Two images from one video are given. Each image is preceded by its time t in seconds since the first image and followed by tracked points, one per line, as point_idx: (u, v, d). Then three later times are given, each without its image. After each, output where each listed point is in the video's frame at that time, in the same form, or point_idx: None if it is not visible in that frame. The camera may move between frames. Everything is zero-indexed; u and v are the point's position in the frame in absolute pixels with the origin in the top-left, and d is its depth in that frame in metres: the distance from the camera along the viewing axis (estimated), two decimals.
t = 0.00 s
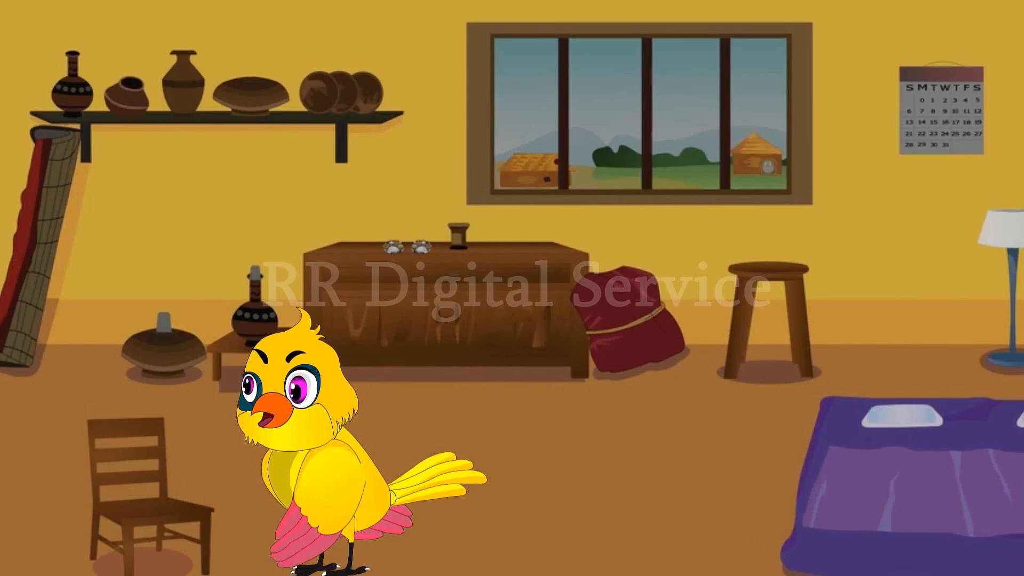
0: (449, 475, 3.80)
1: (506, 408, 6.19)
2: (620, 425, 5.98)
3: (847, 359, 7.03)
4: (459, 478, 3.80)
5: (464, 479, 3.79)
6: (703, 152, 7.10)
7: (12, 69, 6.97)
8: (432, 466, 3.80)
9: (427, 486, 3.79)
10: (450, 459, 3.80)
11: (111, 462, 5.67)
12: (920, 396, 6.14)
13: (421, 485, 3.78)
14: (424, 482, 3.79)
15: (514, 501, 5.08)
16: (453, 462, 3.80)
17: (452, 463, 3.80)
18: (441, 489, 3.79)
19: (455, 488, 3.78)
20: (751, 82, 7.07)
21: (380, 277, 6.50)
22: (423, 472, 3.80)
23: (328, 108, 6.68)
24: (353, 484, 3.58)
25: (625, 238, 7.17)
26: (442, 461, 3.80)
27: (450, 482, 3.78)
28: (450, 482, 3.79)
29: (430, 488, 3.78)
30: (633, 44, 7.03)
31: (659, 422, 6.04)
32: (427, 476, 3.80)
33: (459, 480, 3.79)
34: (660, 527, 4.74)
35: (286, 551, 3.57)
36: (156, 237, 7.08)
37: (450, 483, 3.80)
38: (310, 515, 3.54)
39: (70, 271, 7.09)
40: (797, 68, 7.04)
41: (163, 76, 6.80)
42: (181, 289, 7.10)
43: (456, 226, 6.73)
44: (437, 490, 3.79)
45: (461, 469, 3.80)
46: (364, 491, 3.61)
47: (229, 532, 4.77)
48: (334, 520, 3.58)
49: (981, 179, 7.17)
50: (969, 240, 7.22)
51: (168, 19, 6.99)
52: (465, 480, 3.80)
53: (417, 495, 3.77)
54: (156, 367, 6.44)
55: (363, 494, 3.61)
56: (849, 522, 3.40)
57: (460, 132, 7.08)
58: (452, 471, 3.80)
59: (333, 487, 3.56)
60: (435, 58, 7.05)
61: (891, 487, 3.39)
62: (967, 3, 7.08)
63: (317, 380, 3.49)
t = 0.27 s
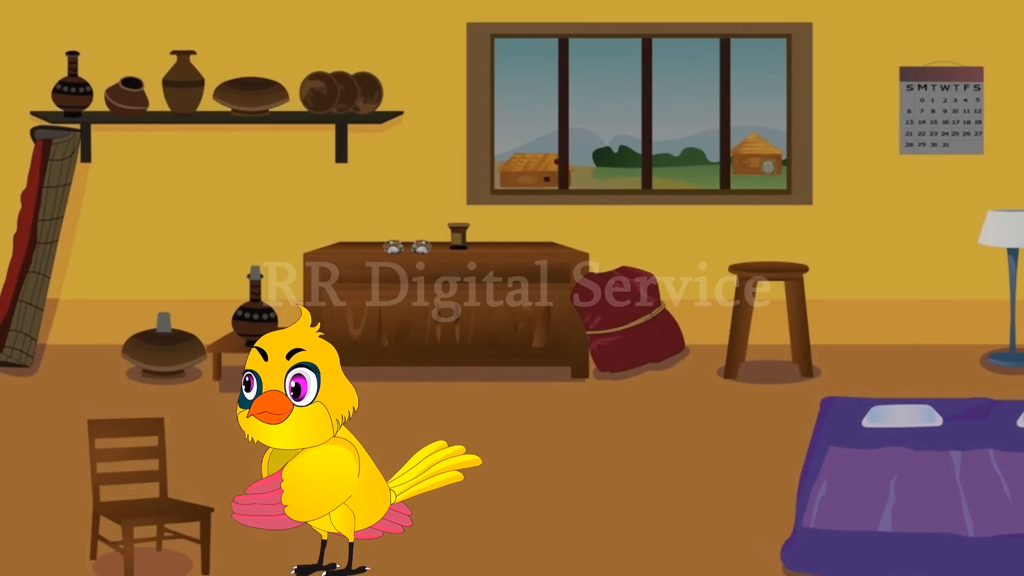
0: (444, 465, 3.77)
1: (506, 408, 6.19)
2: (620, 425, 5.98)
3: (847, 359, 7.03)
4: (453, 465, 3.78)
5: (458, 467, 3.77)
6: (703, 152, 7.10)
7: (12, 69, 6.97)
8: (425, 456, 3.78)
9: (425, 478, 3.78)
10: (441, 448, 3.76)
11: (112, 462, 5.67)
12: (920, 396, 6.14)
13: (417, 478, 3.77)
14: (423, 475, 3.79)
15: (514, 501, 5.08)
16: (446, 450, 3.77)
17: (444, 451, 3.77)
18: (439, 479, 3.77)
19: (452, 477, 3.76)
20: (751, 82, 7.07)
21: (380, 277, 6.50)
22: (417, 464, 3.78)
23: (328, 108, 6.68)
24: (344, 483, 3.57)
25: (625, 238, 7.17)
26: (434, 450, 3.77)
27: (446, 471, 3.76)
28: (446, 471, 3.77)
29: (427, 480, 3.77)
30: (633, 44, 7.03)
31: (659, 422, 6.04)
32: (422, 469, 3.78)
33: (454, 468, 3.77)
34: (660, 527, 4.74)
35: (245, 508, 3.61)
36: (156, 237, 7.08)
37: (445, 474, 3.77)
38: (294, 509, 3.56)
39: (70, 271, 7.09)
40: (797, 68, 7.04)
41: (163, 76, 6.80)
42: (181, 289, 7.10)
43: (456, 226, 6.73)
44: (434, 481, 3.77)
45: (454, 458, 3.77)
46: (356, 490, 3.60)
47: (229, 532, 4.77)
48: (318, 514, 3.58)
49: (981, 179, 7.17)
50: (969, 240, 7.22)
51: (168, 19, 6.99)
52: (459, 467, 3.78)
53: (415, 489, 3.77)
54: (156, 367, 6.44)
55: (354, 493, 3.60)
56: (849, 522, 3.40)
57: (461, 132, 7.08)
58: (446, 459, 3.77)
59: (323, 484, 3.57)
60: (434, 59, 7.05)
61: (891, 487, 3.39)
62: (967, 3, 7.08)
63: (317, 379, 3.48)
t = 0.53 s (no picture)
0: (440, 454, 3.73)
1: (506, 408, 6.19)
2: (620, 425, 5.98)
3: (847, 359, 7.03)
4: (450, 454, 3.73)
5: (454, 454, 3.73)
6: (703, 152, 7.10)
7: (12, 69, 6.97)
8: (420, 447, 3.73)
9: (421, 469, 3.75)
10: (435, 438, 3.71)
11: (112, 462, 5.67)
12: (920, 396, 6.14)
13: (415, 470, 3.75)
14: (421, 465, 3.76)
15: (514, 502, 5.08)
16: (438, 438, 3.71)
17: (438, 441, 3.71)
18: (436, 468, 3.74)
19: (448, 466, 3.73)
20: (751, 82, 7.07)
21: (380, 277, 6.50)
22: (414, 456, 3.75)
23: (328, 108, 6.68)
24: (343, 483, 3.58)
25: (625, 238, 7.17)
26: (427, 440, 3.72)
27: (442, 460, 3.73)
28: (443, 461, 3.73)
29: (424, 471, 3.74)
30: (633, 44, 7.03)
31: (659, 422, 6.04)
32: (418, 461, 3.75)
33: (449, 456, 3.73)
34: (660, 527, 4.74)
35: (243, 500, 3.58)
36: (156, 237, 7.08)
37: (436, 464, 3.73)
38: (292, 507, 3.56)
39: (70, 271, 7.09)
40: (797, 68, 7.04)
41: (163, 76, 6.80)
42: (181, 289, 7.10)
43: (456, 226, 6.73)
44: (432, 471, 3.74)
45: (448, 447, 3.72)
46: (355, 490, 3.61)
47: (229, 533, 4.77)
48: (316, 512, 3.58)
49: (981, 179, 7.17)
50: (969, 240, 7.22)
51: (168, 19, 6.99)
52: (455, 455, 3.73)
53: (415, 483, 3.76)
54: (156, 367, 6.44)
55: (353, 493, 3.61)
56: (849, 522, 3.40)
57: (461, 132, 7.08)
58: (442, 449, 3.72)
59: (321, 483, 3.58)
60: (434, 59, 7.05)
61: (891, 487, 3.39)
62: (967, 3, 7.09)
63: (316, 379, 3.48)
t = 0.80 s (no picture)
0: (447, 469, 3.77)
1: (506, 408, 6.19)
2: (620, 425, 5.98)
3: (847, 359, 7.03)
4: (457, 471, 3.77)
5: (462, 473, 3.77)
6: (703, 152, 7.10)
7: (12, 69, 6.97)
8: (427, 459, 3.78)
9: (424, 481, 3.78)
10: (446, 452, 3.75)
11: (111, 462, 5.67)
12: (920, 396, 6.14)
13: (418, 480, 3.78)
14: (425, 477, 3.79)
15: (514, 501, 5.09)
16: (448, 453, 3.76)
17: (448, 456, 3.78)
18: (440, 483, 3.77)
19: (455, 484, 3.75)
20: (751, 81, 7.07)
21: (380, 277, 6.50)
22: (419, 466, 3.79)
23: (328, 108, 6.68)
24: (343, 483, 3.58)
25: (625, 238, 7.17)
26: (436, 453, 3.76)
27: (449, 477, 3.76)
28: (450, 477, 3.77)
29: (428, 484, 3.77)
30: (633, 44, 7.03)
31: (659, 422, 6.04)
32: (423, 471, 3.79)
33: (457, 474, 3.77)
34: (660, 527, 4.74)
35: (243, 500, 3.58)
36: (156, 237, 7.08)
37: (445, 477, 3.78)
38: (292, 507, 3.56)
39: (70, 271, 7.09)
40: (797, 68, 7.04)
41: (163, 76, 6.80)
42: (181, 289, 7.10)
43: (456, 226, 6.73)
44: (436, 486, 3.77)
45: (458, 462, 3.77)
46: (355, 490, 3.61)
47: (229, 533, 4.77)
48: (315, 512, 3.58)
49: (981, 179, 7.17)
50: (969, 241, 7.22)
51: (168, 19, 6.99)
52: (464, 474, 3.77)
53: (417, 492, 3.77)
54: (156, 367, 6.44)
55: (354, 493, 3.61)
56: (849, 522, 3.40)
57: (461, 132, 7.08)
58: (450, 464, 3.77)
59: (322, 483, 3.57)
60: (434, 59, 7.05)
61: (891, 487, 3.39)
62: (967, 3, 7.09)
63: (314, 378, 3.48)
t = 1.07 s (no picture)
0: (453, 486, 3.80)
1: (506, 408, 6.19)
2: (620, 425, 5.98)
3: (847, 359, 7.03)
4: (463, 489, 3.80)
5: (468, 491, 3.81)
6: (703, 152, 7.10)
7: (12, 69, 6.97)
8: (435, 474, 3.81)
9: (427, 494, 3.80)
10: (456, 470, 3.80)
11: (111, 462, 5.67)
12: (920, 396, 6.14)
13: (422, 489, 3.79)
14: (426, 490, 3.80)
15: (514, 501, 5.09)
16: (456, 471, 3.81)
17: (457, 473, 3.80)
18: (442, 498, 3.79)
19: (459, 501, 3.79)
20: (751, 81, 7.07)
21: (380, 277, 6.50)
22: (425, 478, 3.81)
23: (328, 108, 6.68)
24: (343, 484, 3.58)
25: (625, 238, 7.17)
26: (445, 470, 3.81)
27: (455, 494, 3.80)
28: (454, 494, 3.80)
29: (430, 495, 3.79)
30: (633, 44, 7.03)
31: (659, 422, 6.04)
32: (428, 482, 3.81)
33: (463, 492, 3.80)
34: (660, 527, 4.74)
35: (243, 500, 3.58)
36: (156, 237, 7.08)
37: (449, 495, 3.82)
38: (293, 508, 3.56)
39: (70, 271, 7.09)
40: (797, 68, 7.04)
41: (163, 76, 6.80)
42: (181, 289, 7.10)
43: (456, 226, 6.73)
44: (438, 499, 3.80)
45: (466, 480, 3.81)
46: (356, 490, 3.61)
47: (229, 533, 4.77)
48: (316, 511, 3.58)
49: (981, 179, 7.17)
50: (969, 241, 7.22)
51: (168, 19, 6.99)
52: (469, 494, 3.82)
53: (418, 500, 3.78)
54: (156, 368, 6.43)
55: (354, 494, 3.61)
56: (849, 522, 3.40)
57: (460, 132, 7.08)
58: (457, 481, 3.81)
59: (322, 483, 3.57)
60: (434, 59, 7.05)
61: (891, 487, 3.39)
62: (967, 3, 7.09)
63: (311, 378, 3.48)
